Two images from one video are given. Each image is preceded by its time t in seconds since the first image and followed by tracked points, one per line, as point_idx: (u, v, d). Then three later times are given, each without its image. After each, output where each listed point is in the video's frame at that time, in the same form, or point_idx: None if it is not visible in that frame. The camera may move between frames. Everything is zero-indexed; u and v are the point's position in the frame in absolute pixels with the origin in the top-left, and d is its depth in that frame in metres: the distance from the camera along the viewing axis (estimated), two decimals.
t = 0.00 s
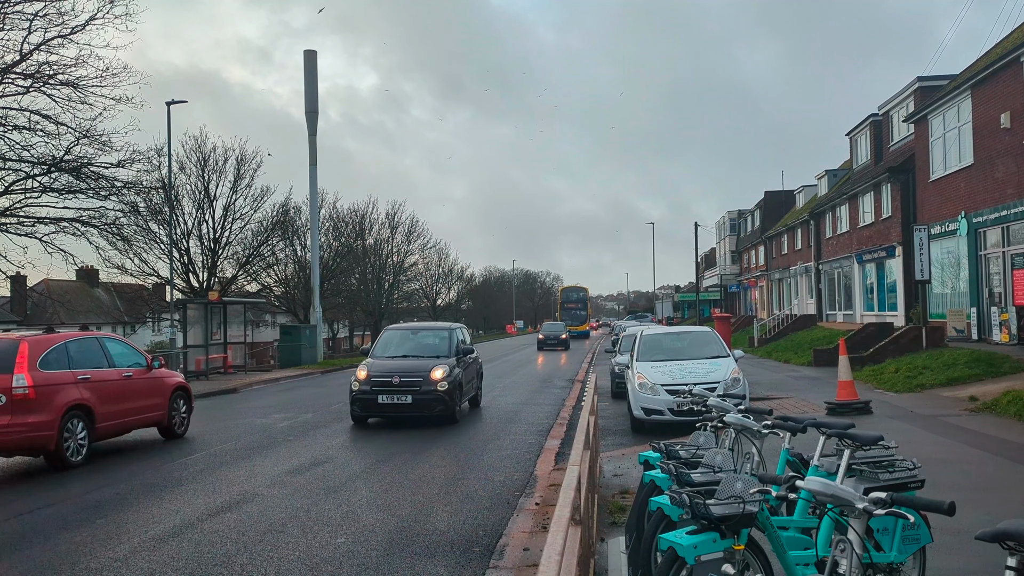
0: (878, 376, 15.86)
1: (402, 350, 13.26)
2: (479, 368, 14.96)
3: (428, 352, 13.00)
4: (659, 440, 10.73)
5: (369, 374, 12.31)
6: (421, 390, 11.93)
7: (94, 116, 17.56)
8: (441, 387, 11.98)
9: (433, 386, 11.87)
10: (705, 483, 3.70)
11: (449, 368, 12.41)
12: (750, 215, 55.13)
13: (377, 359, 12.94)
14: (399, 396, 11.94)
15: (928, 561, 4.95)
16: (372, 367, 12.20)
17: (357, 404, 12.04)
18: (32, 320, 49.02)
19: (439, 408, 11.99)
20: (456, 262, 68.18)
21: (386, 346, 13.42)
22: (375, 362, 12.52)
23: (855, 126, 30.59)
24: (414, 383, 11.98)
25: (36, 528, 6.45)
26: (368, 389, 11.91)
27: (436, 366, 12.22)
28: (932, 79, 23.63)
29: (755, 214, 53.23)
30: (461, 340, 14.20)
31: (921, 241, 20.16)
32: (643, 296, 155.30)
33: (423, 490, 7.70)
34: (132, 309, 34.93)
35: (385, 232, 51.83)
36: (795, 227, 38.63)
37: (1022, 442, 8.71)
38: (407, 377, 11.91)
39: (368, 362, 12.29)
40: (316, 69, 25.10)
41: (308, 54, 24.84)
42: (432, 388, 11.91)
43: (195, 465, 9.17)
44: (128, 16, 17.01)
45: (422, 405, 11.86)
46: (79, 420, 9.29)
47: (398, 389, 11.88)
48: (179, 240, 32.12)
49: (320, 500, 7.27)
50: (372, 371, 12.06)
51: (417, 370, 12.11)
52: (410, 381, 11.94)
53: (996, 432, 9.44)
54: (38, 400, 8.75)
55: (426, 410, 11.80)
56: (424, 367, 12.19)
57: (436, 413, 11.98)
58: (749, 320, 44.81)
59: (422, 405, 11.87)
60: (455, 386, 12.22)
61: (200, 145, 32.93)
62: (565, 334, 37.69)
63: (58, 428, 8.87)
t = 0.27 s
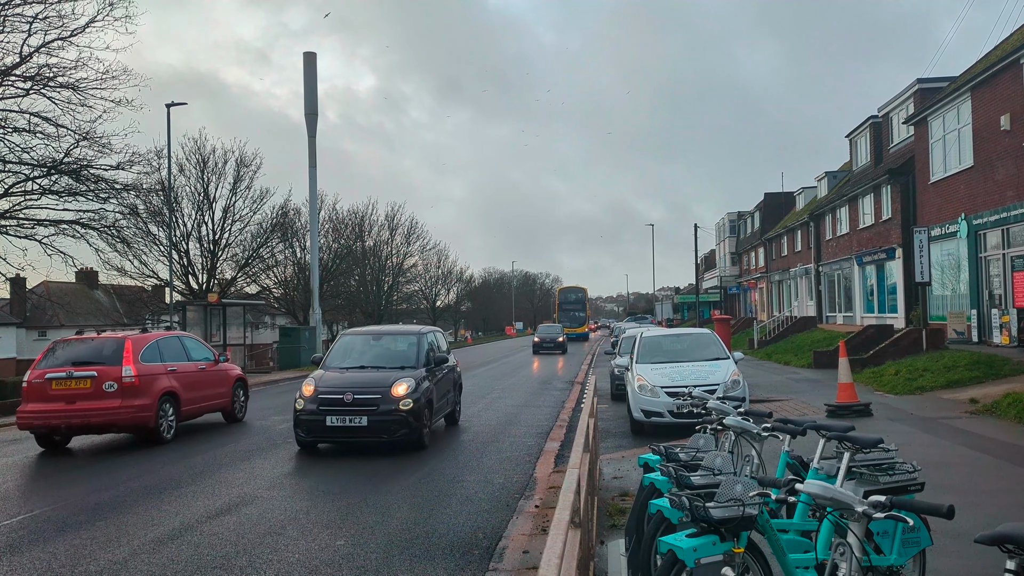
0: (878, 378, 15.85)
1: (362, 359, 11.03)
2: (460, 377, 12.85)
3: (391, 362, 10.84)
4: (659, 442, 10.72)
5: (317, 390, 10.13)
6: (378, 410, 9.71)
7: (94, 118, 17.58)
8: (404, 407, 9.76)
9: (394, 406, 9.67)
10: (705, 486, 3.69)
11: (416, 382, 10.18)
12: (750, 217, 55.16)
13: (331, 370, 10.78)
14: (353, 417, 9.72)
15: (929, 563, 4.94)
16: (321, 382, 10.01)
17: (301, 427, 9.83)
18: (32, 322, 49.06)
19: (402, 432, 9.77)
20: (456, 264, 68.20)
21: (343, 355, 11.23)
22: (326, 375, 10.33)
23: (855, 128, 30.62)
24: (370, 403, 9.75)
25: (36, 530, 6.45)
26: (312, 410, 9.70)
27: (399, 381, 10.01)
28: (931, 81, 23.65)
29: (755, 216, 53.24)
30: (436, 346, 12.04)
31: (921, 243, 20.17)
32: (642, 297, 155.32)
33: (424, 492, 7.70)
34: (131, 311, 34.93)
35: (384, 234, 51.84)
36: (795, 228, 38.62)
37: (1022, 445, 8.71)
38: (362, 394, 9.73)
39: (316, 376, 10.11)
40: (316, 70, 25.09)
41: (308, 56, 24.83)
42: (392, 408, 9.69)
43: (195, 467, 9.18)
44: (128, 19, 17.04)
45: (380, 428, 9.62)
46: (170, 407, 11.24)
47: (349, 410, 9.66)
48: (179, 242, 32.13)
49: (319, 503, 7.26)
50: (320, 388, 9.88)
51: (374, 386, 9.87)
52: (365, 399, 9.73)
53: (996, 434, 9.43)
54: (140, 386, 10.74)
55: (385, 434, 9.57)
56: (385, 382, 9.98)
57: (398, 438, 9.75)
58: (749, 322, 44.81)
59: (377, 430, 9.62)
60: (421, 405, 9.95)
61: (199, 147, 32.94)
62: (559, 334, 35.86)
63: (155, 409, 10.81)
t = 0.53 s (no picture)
0: (879, 383, 15.83)
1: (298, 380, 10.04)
2: (426, 392, 11.91)
3: (335, 380, 10.03)
4: (660, 447, 10.71)
5: (241, 416, 9.21)
6: (311, 442, 8.78)
7: (96, 123, 17.63)
8: (343, 438, 8.86)
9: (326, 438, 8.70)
10: (705, 491, 3.69)
11: (360, 403, 9.38)
12: (750, 221, 55.18)
13: (266, 390, 9.94)
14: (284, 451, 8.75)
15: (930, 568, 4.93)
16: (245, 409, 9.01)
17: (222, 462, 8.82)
18: (32, 327, 49.05)
19: (341, 466, 8.85)
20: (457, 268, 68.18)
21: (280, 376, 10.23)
22: (255, 398, 9.38)
23: (856, 133, 30.66)
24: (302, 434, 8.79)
25: (36, 535, 6.44)
26: (233, 442, 8.72)
27: (339, 407, 9.13)
28: (932, 86, 23.69)
29: (755, 221, 53.24)
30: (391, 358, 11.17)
31: (922, 248, 20.17)
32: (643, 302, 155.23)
33: (424, 497, 7.68)
34: (132, 316, 34.92)
35: (385, 238, 51.86)
36: (795, 233, 38.64)
37: None
38: (292, 424, 8.82)
39: (241, 399, 9.20)
40: (317, 75, 25.13)
41: (309, 60, 24.86)
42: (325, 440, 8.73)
43: (195, 472, 9.17)
44: (130, 24, 17.11)
45: (312, 465, 8.68)
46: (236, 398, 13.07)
47: (277, 441, 8.78)
48: (180, 246, 32.16)
49: (319, 508, 7.25)
50: (245, 417, 8.92)
51: (309, 411, 9.06)
52: (297, 429, 8.82)
53: (997, 440, 9.43)
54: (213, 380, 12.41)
55: (317, 472, 8.62)
56: (323, 408, 9.09)
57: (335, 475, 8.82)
58: (750, 326, 44.78)
59: (312, 463, 8.69)
60: (366, 430, 9.12)
61: (200, 151, 32.99)
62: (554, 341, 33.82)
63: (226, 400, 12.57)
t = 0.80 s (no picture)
0: (883, 388, 15.77)
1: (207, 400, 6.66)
2: (391, 416, 8.73)
3: (248, 402, 6.55)
4: (663, 452, 10.69)
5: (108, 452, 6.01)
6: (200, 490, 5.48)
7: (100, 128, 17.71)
8: (252, 483, 5.58)
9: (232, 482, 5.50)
10: (708, 496, 3.68)
11: (277, 436, 6.01)
12: (754, 226, 55.16)
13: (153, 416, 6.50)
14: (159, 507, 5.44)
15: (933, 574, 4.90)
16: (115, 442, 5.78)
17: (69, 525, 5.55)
18: (36, 331, 49.19)
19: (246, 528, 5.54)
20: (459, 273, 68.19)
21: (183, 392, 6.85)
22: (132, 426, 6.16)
23: (859, 138, 30.65)
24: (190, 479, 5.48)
25: (38, 540, 6.44)
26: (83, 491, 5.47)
27: (249, 438, 5.83)
28: (935, 91, 23.67)
29: (758, 225, 53.23)
30: (342, 368, 7.81)
31: (925, 252, 20.13)
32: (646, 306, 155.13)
33: (427, 501, 7.67)
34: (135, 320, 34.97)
35: (389, 242, 51.92)
36: (799, 237, 38.58)
37: None
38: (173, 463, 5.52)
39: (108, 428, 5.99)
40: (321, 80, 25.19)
41: (313, 65, 24.91)
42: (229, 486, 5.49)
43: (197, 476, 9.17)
44: (135, 29, 17.20)
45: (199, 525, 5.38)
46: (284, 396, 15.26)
47: (139, 494, 5.43)
48: (184, 250, 32.24)
49: (322, 512, 7.25)
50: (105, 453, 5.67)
51: (204, 447, 5.69)
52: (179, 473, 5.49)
53: (1001, 444, 9.39)
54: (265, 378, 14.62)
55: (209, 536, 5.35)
56: (222, 441, 5.77)
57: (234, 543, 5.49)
58: (753, 331, 44.73)
59: (195, 529, 5.36)
60: (282, 475, 5.79)
61: (204, 156, 33.08)
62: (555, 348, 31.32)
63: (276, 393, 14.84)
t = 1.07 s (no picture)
0: (890, 393, 15.71)
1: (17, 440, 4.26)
2: (325, 452, 6.33)
3: (87, 440, 4.20)
4: (669, 456, 10.67)
5: None
6: None
7: (109, 132, 17.82)
8: None
9: None
10: (714, 500, 3.66)
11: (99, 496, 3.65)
12: (761, 230, 55.06)
13: None
14: None
15: None
16: None
17: None
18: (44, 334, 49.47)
19: None
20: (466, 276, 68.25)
21: None
22: None
23: (866, 142, 30.59)
24: None
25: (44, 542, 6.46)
26: None
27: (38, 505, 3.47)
28: (943, 95, 23.61)
29: (766, 229, 53.11)
30: (248, 387, 5.41)
31: (933, 257, 20.05)
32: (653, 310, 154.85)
33: (433, 505, 7.68)
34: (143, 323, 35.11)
35: (395, 246, 52.01)
36: (806, 241, 38.49)
37: None
38: None
39: None
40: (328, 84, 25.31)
41: (320, 69, 25.00)
42: None
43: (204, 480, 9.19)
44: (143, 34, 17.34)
45: None
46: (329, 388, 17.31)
47: None
48: (192, 254, 32.38)
49: (329, 515, 7.26)
50: None
51: None
52: None
53: (1009, 449, 9.35)
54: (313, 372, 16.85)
55: None
56: None
57: None
58: (760, 335, 44.63)
59: None
60: (105, 559, 3.48)
61: (212, 160, 33.24)
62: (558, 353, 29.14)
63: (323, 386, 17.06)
